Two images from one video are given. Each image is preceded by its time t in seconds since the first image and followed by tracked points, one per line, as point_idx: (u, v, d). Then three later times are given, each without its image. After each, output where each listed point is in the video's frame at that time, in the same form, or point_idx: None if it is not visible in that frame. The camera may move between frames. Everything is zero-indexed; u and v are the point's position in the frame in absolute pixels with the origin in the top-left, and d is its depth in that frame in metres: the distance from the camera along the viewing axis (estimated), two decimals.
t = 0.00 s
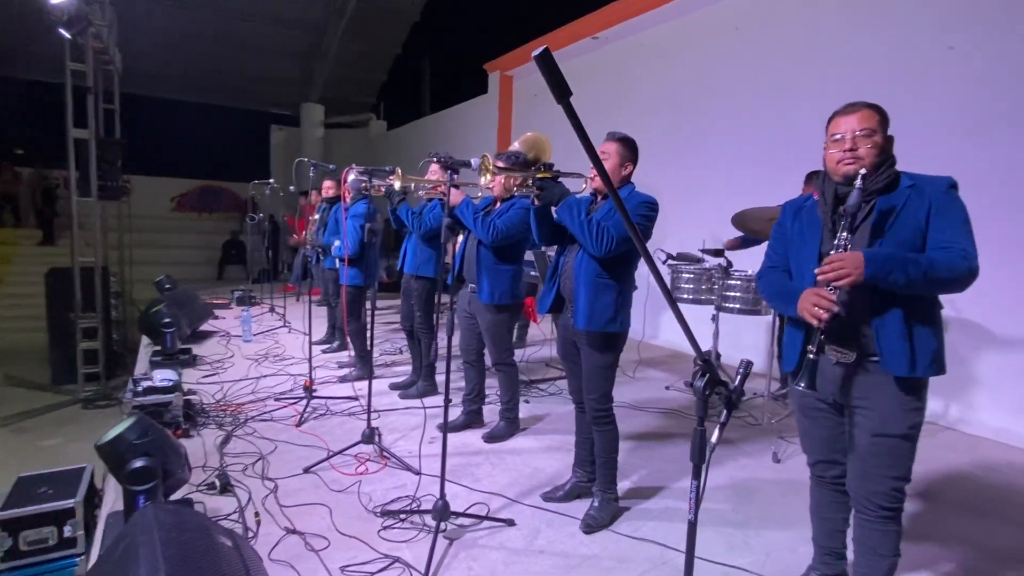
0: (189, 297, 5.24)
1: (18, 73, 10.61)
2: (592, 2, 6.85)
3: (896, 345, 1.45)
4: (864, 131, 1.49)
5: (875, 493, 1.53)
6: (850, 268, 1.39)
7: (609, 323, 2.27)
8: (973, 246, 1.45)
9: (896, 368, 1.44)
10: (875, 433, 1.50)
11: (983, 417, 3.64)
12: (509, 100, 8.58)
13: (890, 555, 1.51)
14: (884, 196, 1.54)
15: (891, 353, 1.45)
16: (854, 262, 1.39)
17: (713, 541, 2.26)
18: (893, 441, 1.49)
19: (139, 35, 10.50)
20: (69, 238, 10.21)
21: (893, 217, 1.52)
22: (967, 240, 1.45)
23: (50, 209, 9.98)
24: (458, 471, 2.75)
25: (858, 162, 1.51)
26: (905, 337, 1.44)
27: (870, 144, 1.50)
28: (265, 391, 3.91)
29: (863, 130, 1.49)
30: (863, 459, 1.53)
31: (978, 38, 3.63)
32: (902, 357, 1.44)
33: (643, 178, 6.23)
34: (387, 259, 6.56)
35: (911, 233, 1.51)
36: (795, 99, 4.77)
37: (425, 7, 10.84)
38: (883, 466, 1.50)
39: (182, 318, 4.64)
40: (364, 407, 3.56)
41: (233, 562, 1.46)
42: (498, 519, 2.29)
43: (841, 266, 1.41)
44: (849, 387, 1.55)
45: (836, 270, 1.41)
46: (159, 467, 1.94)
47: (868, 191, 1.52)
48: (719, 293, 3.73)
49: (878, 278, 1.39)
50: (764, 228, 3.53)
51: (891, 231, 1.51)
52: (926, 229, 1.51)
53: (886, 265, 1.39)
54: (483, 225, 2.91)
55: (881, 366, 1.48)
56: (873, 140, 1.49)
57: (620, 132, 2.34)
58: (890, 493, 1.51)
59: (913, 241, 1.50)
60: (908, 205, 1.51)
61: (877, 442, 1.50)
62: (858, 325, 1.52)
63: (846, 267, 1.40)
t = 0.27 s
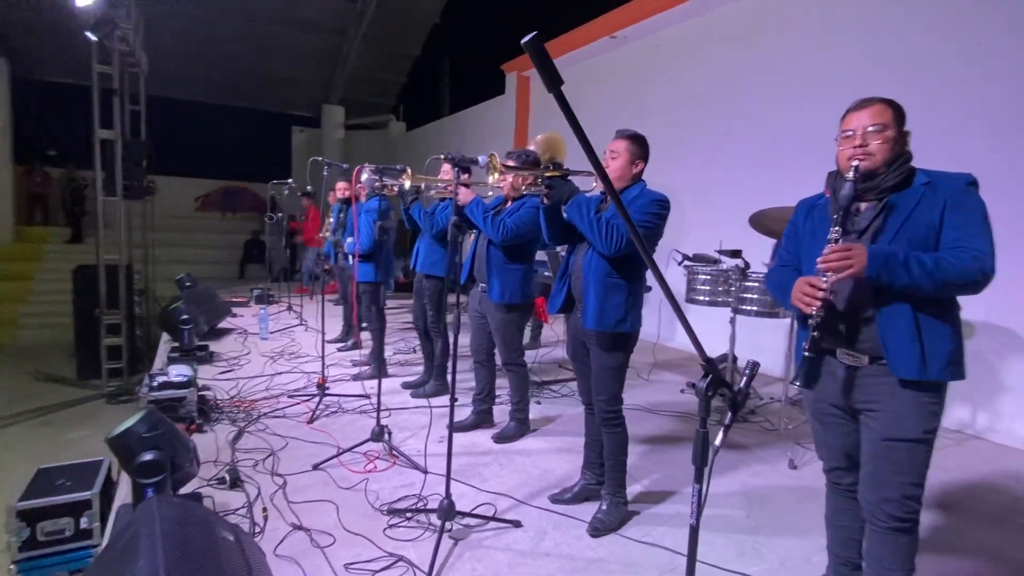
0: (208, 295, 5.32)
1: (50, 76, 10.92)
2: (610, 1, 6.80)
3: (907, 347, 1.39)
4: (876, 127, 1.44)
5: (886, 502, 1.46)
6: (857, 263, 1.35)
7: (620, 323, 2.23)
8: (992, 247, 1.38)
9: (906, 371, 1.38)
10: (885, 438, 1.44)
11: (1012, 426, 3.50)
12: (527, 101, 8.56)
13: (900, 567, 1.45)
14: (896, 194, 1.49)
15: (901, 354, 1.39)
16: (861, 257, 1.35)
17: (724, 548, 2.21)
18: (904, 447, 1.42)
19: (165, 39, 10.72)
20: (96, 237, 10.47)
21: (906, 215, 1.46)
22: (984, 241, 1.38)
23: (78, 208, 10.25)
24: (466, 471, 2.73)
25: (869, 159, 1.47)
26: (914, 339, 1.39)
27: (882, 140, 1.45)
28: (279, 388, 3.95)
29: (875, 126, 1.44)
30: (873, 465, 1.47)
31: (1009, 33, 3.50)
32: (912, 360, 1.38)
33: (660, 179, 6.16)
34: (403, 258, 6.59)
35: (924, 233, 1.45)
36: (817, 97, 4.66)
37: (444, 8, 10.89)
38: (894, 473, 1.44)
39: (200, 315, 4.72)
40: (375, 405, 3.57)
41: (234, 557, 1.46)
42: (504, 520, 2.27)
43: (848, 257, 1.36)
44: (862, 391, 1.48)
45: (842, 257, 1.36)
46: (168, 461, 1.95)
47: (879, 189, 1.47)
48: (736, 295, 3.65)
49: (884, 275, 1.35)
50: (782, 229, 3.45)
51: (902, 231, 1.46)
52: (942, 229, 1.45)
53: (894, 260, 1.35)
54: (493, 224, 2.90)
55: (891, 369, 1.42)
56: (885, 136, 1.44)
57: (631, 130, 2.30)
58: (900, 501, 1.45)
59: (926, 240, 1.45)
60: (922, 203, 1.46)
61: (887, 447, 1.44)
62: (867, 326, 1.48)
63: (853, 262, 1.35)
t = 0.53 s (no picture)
0: (231, 292, 5.41)
1: (81, 79, 11.22)
2: None
3: (930, 346, 1.34)
4: (903, 118, 1.40)
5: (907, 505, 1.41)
6: (880, 248, 1.32)
7: (637, 320, 2.21)
8: None
9: (929, 371, 1.34)
10: (906, 438, 1.40)
11: None
12: (546, 100, 8.56)
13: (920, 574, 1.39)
14: (923, 187, 1.45)
15: (925, 353, 1.35)
16: (884, 243, 1.31)
17: (742, 550, 2.17)
18: (927, 448, 1.37)
19: (192, 42, 10.94)
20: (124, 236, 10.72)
21: (931, 209, 1.42)
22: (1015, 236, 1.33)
23: (107, 207, 10.51)
24: (481, 468, 2.72)
25: (895, 152, 1.43)
26: (939, 335, 1.34)
27: (908, 132, 1.40)
28: (298, 383, 4.00)
29: (901, 117, 1.40)
30: (895, 467, 1.42)
31: None
32: (937, 360, 1.33)
33: (680, 178, 6.10)
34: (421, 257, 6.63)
35: (950, 226, 1.41)
36: (842, 94, 4.57)
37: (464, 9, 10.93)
38: (915, 475, 1.39)
39: (223, 312, 4.80)
40: (392, 402, 3.59)
41: (249, 546, 1.48)
42: (518, 517, 2.26)
43: (870, 240, 1.32)
44: (885, 391, 1.44)
45: (865, 237, 1.32)
46: (188, 451, 1.98)
47: (907, 182, 1.42)
48: (757, 295, 3.57)
49: (906, 264, 1.31)
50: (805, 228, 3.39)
51: (927, 224, 1.43)
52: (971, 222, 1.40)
53: (918, 250, 1.31)
54: (510, 221, 2.90)
55: (914, 369, 1.38)
56: (913, 127, 1.40)
57: (649, 125, 2.27)
58: (921, 504, 1.40)
59: (953, 234, 1.41)
60: (950, 196, 1.41)
61: (909, 449, 1.40)
62: (890, 323, 1.44)
63: (876, 247, 1.32)
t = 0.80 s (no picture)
0: (251, 296, 5.49)
1: (106, 86, 11.47)
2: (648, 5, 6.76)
3: (957, 357, 1.32)
4: (940, 122, 1.36)
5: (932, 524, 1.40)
6: (910, 248, 1.28)
7: (655, 325, 2.21)
8: None
9: (955, 384, 1.31)
10: (930, 455, 1.38)
11: None
12: (562, 105, 8.58)
13: None
14: (957, 193, 1.43)
15: (950, 365, 1.32)
16: (915, 243, 1.28)
17: (761, 558, 2.15)
18: (951, 465, 1.36)
19: (213, 49, 11.14)
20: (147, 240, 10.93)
21: (966, 215, 1.40)
22: None
23: (130, 212, 10.71)
24: (498, 472, 2.73)
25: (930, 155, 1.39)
26: (968, 346, 1.31)
27: (945, 137, 1.37)
28: (316, 386, 4.04)
29: (939, 121, 1.36)
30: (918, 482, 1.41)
31: None
32: (963, 372, 1.31)
33: (698, 183, 6.07)
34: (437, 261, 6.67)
35: (984, 233, 1.39)
36: (864, 98, 4.52)
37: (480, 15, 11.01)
38: (940, 492, 1.37)
39: (243, 315, 4.87)
40: (409, 405, 3.61)
41: (272, 545, 1.50)
42: (535, 521, 2.26)
43: (901, 238, 1.28)
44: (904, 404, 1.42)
45: (896, 235, 1.28)
46: (211, 451, 2.02)
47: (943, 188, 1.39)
48: (776, 300, 3.51)
49: (936, 268, 1.28)
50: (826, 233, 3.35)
51: (960, 230, 1.41)
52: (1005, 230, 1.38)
53: (950, 256, 1.28)
54: (527, 226, 2.92)
55: (938, 382, 1.35)
56: (950, 131, 1.36)
57: (667, 130, 2.27)
58: (946, 522, 1.38)
59: (986, 241, 1.39)
60: (985, 202, 1.39)
61: (933, 465, 1.38)
62: (913, 332, 1.41)
63: (906, 246, 1.28)
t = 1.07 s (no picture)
0: (256, 298, 5.51)
1: (112, 89, 11.53)
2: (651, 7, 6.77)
3: (968, 368, 1.30)
4: (970, 121, 1.32)
5: (938, 534, 1.39)
6: (926, 250, 1.26)
7: (659, 327, 2.21)
8: None
9: (962, 396, 1.30)
10: (936, 467, 1.37)
11: None
12: (566, 107, 8.59)
13: None
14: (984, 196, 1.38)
15: (958, 375, 1.31)
16: (932, 245, 1.25)
17: (766, 560, 2.15)
18: (957, 477, 1.34)
19: (218, 52, 11.19)
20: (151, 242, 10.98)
21: (990, 219, 1.36)
22: None
23: (136, 214, 10.77)
24: (503, 474, 2.74)
25: (956, 158, 1.35)
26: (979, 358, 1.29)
27: (975, 138, 1.32)
28: (321, 388, 4.05)
29: (968, 121, 1.32)
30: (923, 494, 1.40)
31: None
32: (971, 384, 1.29)
33: (701, 185, 6.08)
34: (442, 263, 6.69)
35: (1006, 240, 1.35)
36: (869, 100, 4.51)
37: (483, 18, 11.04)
38: (946, 503, 1.36)
39: (248, 316, 4.89)
40: (414, 407, 3.62)
41: (281, 546, 1.51)
42: (541, 523, 2.27)
43: (917, 239, 1.26)
44: (908, 414, 1.40)
45: (912, 235, 1.26)
46: (219, 452, 2.03)
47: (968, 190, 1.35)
48: (781, 303, 3.53)
49: (950, 273, 1.25)
50: (831, 235, 3.35)
51: (983, 235, 1.36)
52: None
53: (968, 262, 1.25)
54: (532, 229, 2.93)
55: (946, 392, 1.34)
56: (979, 132, 1.32)
57: (671, 133, 2.29)
58: (952, 533, 1.37)
59: (1007, 249, 1.35)
60: (1012, 206, 1.34)
61: (939, 477, 1.37)
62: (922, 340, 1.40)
63: (923, 247, 1.26)
